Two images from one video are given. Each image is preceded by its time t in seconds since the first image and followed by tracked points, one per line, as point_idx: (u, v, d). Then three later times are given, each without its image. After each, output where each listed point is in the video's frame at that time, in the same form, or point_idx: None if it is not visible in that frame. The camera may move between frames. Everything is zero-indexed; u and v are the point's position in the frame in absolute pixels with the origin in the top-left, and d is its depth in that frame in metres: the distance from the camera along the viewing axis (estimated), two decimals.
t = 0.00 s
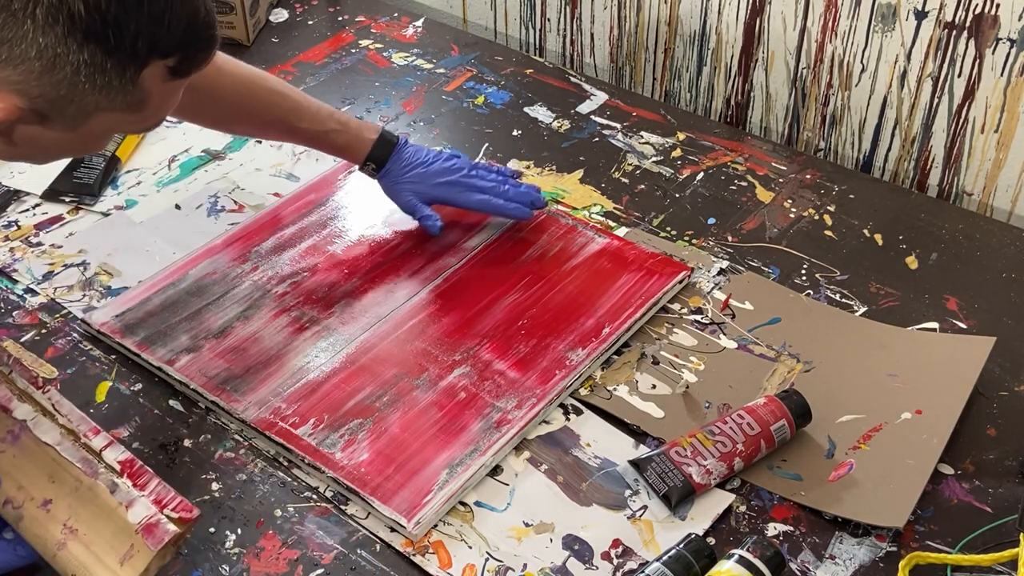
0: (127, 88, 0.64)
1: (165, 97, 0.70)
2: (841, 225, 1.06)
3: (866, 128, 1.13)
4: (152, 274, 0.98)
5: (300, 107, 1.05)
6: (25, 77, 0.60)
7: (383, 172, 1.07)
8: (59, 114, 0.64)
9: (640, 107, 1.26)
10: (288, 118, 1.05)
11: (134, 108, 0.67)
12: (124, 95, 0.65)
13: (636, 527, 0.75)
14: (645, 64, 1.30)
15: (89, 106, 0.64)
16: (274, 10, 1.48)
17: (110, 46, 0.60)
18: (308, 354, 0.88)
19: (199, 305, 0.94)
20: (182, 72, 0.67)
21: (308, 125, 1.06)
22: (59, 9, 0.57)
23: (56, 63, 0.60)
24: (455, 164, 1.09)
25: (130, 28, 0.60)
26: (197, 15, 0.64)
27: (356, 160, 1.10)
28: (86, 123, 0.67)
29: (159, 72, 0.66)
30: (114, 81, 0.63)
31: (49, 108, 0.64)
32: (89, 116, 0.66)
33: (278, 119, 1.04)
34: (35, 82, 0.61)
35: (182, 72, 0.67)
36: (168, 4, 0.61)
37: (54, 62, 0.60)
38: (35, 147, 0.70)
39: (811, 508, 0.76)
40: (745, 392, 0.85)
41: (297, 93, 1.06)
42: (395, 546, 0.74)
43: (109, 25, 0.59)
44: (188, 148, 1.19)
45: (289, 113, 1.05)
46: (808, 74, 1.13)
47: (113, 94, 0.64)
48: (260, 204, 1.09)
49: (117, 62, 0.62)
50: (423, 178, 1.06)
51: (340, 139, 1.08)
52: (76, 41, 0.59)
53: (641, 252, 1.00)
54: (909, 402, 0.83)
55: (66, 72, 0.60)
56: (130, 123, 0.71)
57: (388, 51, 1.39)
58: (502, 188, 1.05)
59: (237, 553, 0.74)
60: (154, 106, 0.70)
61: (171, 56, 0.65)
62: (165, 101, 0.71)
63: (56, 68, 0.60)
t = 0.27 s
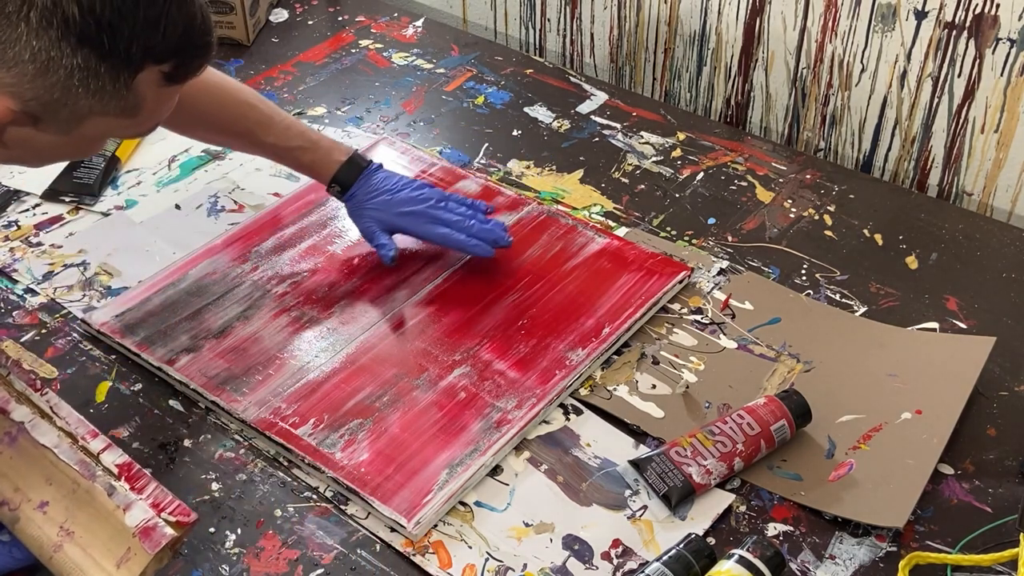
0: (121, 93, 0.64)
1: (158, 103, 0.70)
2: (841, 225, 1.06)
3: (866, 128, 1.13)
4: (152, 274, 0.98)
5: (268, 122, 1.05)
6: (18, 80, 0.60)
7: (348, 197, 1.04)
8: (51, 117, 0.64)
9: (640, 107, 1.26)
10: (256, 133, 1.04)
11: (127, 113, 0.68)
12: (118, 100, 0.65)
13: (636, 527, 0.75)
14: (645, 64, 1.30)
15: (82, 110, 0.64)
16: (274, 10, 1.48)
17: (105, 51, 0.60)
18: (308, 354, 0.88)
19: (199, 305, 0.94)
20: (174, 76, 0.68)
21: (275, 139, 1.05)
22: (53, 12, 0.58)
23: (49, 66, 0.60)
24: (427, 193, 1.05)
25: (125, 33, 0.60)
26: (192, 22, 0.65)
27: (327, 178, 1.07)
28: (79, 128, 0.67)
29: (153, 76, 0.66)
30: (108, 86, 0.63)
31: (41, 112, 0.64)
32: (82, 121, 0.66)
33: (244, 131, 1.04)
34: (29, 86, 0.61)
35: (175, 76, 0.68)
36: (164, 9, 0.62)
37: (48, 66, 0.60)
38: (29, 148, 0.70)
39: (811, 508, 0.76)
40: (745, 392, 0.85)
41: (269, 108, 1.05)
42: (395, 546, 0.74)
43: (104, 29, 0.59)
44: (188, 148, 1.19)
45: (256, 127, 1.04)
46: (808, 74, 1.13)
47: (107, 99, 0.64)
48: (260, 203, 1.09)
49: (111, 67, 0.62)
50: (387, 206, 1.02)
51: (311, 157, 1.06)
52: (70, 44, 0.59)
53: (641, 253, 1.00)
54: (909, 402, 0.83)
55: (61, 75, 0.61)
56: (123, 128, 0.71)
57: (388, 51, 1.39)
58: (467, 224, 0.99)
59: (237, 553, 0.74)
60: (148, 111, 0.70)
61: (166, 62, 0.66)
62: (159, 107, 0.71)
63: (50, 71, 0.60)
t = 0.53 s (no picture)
0: (118, 94, 0.64)
1: (155, 104, 0.70)
2: (841, 225, 1.06)
3: (866, 128, 1.13)
4: (152, 274, 0.98)
5: (232, 138, 1.02)
6: (15, 80, 0.60)
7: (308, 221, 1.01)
8: (48, 117, 0.64)
9: (640, 107, 1.26)
10: (219, 147, 1.02)
11: (124, 114, 0.68)
12: (115, 101, 0.65)
13: (635, 527, 0.75)
14: (645, 64, 1.30)
15: (78, 111, 0.64)
16: (274, 10, 1.48)
17: (102, 52, 0.61)
18: (308, 354, 0.88)
19: (199, 305, 0.94)
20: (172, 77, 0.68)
21: (239, 156, 1.02)
22: (51, 13, 0.58)
23: (47, 67, 0.60)
24: (389, 223, 1.00)
25: (123, 34, 0.60)
26: (189, 24, 0.65)
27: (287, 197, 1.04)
28: (76, 128, 0.67)
29: (150, 77, 0.66)
30: (104, 86, 0.63)
31: (37, 111, 0.64)
32: (79, 121, 0.66)
33: (207, 145, 1.02)
34: (25, 86, 0.61)
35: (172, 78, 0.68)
36: (162, 11, 0.62)
37: (44, 66, 0.60)
38: (25, 147, 0.70)
39: (811, 508, 0.76)
40: (745, 392, 0.85)
41: (236, 125, 1.03)
42: (395, 546, 0.74)
43: (102, 30, 0.59)
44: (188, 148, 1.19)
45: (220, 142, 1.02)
46: (808, 74, 1.13)
47: (103, 100, 0.64)
48: (260, 203, 1.09)
49: (108, 68, 0.62)
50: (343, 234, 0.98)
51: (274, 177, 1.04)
52: (67, 45, 0.59)
53: (641, 253, 1.00)
54: (909, 401, 0.83)
55: (57, 76, 0.61)
56: (120, 128, 0.71)
57: (388, 51, 1.39)
58: (424, 257, 0.95)
59: (237, 553, 0.74)
60: (144, 112, 0.70)
61: (163, 64, 0.66)
62: (155, 109, 0.71)
63: (47, 72, 0.60)
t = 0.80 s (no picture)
0: (116, 92, 0.64)
1: (154, 103, 0.70)
2: (841, 225, 1.06)
3: (866, 128, 1.13)
4: (152, 274, 0.98)
5: (196, 147, 1.01)
6: (13, 79, 0.60)
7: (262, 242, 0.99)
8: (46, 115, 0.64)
9: (640, 107, 1.26)
10: (183, 154, 1.01)
11: (122, 112, 0.68)
12: (114, 99, 0.65)
13: (635, 527, 0.75)
14: (645, 64, 1.30)
15: (77, 109, 0.64)
16: (274, 10, 1.48)
17: (101, 50, 0.61)
18: (308, 354, 0.88)
19: (199, 305, 0.94)
20: (170, 75, 0.68)
21: (201, 164, 1.01)
22: (49, 12, 0.57)
23: (45, 65, 0.60)
24: (344, 245, 0.97)
25: (121, 32, 0.60)
26: (186, 22, 0.65)
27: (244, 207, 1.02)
28: (74, 126, 0.67)
29: (149, 75, 0.66)
30: (103, 85, 0.63)
31: (36, 110, 0.64)
32: (78, 120, 0.66)
33: (171, 151, 1.01)
34: (24, 84, 0.61)
35: (170, 76, 0.68)
36: (159, 10, 0.62)
37: (43, 65, 0.60)
38: (24, 147, 0.70)
39: (811, 508, 0.76)
40: (745, 392, 0.85)
41: (201, 134, 1.03)
42: (395, 546, 0.74)
43: (100, 28, 0.59)
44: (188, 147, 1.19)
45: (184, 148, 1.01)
46: (808, 74, 1.13)
47: (102, 98, 0.64)
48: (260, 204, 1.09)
49: (106, 66, 0.62)
50: (294, 257, 0.96)
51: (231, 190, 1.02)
52: (66, 43, 0.59)
53: (641, 253, 1.00)
54: (910, 401, 0.83)
55: (56, 74, 0.60)
56: (119, 126, 0.71)
57: (388, 51, 1.39)
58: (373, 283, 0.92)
59: (237, 553, 0.74)
60: (142, 111, 0.70)
61: (161, 61, 0.66)
62: (154, 107, 0.71)
63: (45, 70, 0.60)
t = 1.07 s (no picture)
0: (107, 99, 0.65)
1: (144, 106, 0.71)
2: (841, 225, 1.06)
3: (866, 128, 1.13)
4: (152, 274, 0.98)
5: (211, 108, 1.06)
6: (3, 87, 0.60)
7: (299, 178, 1.05)
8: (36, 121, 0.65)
9: (640, 107, 1.26)
10: (199, 116, 1.05)
11: (113, 117, 0.68)
12: (105, 106, 0.65)
13: (635, 527, 0.75)
14: (645, 64, 1.30)
15: (67, 115, 0.64)
16: (274, 10, 1.48)
17: (91, 58, 0.61)
18: (308, 354, 0.88)
19: (199, 305, 0.94)
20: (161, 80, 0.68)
21: (217, 122, 1.06)
22: (39, 20, 0.57)
23: (35, 74, 0.60)
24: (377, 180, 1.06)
25: (111, 41, 0.61)
26: (178, 27, 0.65)
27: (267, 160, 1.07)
28: (64, 130, 0.68)
29: (139, 81, 0.66)
30: (93, 92, 0.63)
31: (25, 116, 0.64)
32: (68, 125, 0.67)
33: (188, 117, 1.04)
34: (14, 92, 0.61)
35: (161, 81, 0.68)
36: (150, 17, 0.62)
37: (33, 73, 0.59)
38: (14, 148, 0.71)
39: (811, 508, 0.76)
40: (745, 392, 0.85)
41: (208, 99, 1.07)
42: (395, 546, 0.74)
43: (91, 37, 0.59)
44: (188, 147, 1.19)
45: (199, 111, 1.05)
46: (808, 74, 1.13)
47: (93, 105, 0.65)
48: (260, 204, 1.09)
49: (96, 74, 0.62)
50: (351, 152, 1.05)
51: (248, 145, 1.07)
52: (55, 51, 0.59)
53: (641, 252, 1.00)
54: (910, 401, 0.83)
55: (45, 83, 0.60)
56: (111, 128, 0.71)
57: (388, 51, 1.39)
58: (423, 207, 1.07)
59: (237, 553, 0.74)
60: (132, 115, 0.71)
61: (153, 67, 0.66)
62: (145, 110, 0.72)
63: (35, 79, 0.60)
